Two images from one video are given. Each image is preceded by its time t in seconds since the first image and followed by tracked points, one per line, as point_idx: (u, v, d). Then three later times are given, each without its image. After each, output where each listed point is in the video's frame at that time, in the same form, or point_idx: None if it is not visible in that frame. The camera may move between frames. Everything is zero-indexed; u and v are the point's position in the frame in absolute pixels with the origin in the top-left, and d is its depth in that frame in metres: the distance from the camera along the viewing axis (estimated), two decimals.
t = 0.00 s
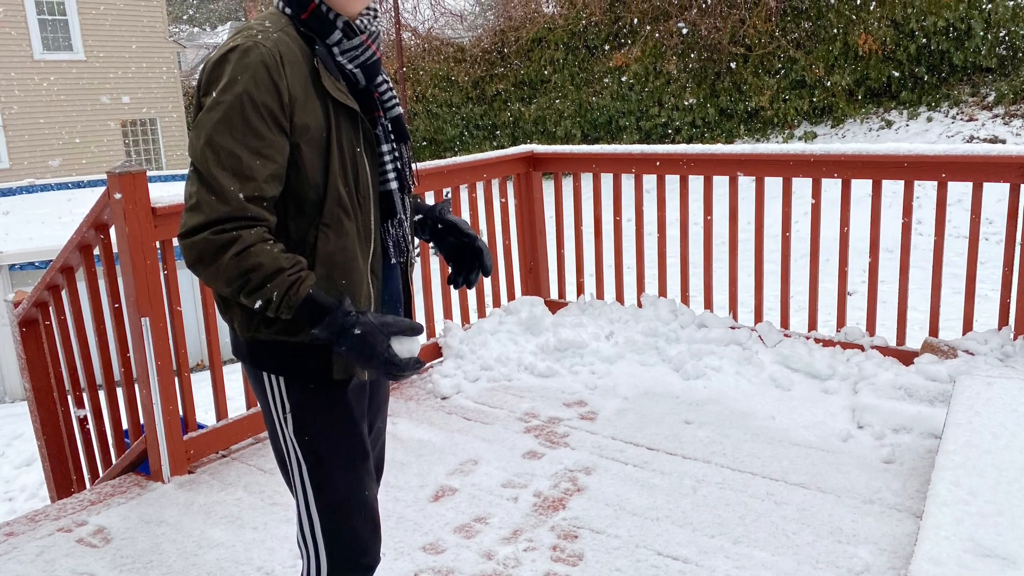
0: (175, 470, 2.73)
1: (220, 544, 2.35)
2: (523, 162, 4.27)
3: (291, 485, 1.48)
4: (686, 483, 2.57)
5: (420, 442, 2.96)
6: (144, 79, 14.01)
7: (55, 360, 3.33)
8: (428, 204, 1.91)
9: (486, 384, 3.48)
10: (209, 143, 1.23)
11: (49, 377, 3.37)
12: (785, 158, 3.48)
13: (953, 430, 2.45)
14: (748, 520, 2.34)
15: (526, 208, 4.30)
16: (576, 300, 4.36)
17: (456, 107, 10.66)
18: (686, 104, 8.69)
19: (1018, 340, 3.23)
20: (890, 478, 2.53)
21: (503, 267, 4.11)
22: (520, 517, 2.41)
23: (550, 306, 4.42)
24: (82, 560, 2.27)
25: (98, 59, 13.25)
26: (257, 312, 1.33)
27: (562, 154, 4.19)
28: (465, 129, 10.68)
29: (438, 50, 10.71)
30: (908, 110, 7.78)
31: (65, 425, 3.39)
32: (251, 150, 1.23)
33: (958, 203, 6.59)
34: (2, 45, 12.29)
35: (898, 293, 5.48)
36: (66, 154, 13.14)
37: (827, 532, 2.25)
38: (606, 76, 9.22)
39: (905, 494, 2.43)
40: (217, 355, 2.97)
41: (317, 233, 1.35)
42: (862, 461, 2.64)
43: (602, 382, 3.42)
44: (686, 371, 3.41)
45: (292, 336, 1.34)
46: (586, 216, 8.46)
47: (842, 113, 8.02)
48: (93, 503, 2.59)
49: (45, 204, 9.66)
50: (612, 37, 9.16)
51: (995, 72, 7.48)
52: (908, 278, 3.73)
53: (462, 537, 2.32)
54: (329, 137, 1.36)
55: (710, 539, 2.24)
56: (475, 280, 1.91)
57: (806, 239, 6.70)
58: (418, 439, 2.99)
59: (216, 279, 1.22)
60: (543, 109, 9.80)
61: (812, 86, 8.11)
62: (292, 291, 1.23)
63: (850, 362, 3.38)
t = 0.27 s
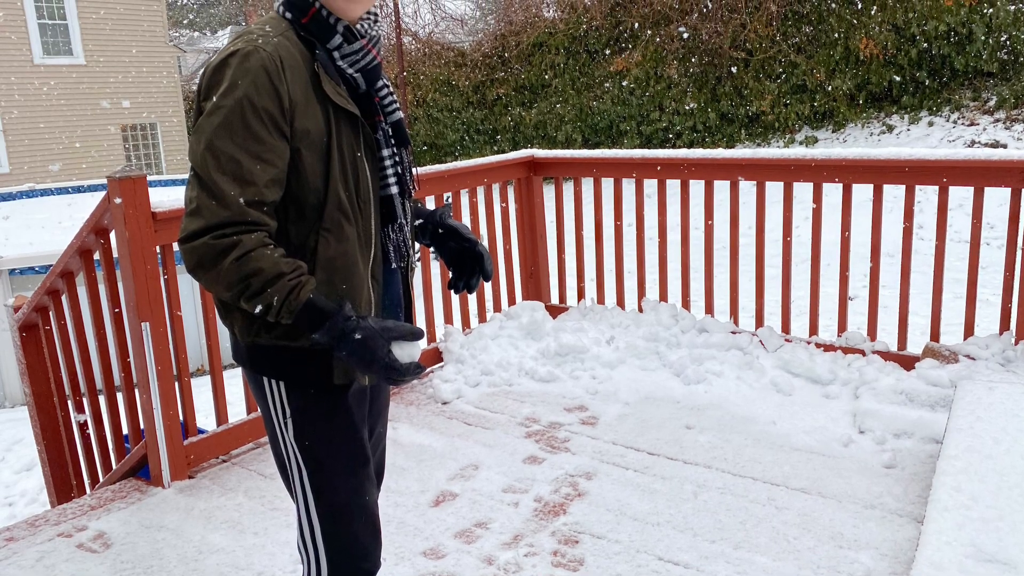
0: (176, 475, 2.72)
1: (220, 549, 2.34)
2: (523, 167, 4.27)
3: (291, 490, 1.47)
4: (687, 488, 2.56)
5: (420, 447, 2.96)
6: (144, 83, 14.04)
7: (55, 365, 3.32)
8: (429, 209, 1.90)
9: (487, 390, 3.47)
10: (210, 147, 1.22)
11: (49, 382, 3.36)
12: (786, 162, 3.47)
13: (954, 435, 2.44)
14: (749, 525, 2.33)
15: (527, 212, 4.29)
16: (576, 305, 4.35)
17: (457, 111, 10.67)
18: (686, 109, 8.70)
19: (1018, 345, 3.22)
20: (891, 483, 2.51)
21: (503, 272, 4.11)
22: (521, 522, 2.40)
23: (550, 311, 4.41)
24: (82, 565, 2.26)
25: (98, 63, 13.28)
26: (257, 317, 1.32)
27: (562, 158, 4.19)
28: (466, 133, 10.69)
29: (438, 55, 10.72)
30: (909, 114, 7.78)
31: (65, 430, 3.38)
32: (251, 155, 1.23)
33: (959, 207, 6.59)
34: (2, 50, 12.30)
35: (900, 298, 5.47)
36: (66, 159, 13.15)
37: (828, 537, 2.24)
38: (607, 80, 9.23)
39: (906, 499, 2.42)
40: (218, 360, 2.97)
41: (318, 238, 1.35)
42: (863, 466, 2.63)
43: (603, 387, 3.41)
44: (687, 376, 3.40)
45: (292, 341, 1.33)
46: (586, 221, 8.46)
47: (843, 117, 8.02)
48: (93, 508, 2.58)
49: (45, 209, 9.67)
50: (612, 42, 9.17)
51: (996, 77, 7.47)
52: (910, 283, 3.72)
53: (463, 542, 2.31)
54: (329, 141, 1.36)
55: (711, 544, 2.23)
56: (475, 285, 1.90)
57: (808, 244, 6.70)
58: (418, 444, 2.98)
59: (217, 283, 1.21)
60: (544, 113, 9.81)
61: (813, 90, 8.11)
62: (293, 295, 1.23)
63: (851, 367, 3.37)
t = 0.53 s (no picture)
0: (176, 480, 2.71)
1: (220, 554, 2.33)
2: (524, 172, 4.27)
3: (292, 496, 1.46)
4: (688, 493, 2.55)
5: (420, 451, 2.95)
6: (144, 88, 14.06)
7: (55, 370, 3.31)
8: (430, 213, 1.90)
9: (487, 394, 3.46)
10: (210, 152, 1.22)
11: (49, 387, 3.35)
12: (787, 167, 3.47)
13: (955, 440, 2.43)
14: (750, 530, 2.31)
15: (527, 217, 4.29)
16: (577, 309, 4.35)
17: (457, 116, 10.69)
18: (687, 113, 8.71)
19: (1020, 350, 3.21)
20: (893, 488, 2.50)
21: (503, 277, 4.10)
22: (521, 527, 2.39)
23: (550, 315, 4.40)
24: (82, 571, 2.25)
25: (98, 67, 13.30)
26: (258, 322, 1.31)
27: (562, 163, 4.19)
28: (467, 138, 10.71)
29: (439, 59, 10.75)
30: (910, 118, 7.79)
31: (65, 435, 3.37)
32: (251, 159, 1.22)
33: (960, 212, 6.59)
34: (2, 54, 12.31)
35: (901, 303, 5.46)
36: (66, 163, 13.17)
37: (829, 542, 2.23)
38: (608, 85, 9.25)
39: (907, 504, 2.40)
40: (218, 364, 2.96)
41: (318, 242, 1.34)
42: (865, 471, 2.62)
43: (604, 392, 3.40)
44: (688, 381, 3.39)
45: (293, 346, 1.33)
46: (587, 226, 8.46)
47: (844, 121, 8.03)
48: (93, 513, 2.57)
49: (45, 214, 9.67)
50: (613, 46, 9.19)
51: (997, 81, 7.47)
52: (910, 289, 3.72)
53: (464, 547, 2.30)
54: (330, 146, 1.35)
55: (712, 549, 2.22)
56: (476, 289, 1.90)
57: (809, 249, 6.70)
58: (418, 449, 2.97)
59: (217, 288, 1.21)
60: (545, 118, 9.82)
61: (814, 95, 8.11)
62: (293, 300, 1.22)
63: (852, 372, 3.36)
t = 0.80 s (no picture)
0: (176, 485, 2.70)
1: (220, 559, 2.32)
2: (524, 176, 4.27)
3: (292, 501, 1.45)
4: (689, 498, 2.54)
5: (421, 456, 2.94)
6: (144, 92, 14.07)
7: (55, 374, 3.30)
8: (431, 218, 1.89)
9: (488, 399, 3.45)
10: (210, 156, 1.21)
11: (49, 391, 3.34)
12: (789, 172, 3.46)
13: (956, 445, 2.42)
14: (751, 535, 2.30)
15: (528, 222, 4.29)
16: (577, 314, 4.35)
17: (458, 120, 10.70)
18: (688, 118, 8.71)
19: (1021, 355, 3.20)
20: (894, 493, 2.49)
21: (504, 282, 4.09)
22: (522, 532, 2.38)
23: (551, 320, 4.39)
24: None
25: (98, 72, 13.32)
26: (258, 327, 1.30)
27: (562, 167, 4.19)
28: (467, 142, 10.71)
29: (439, 63, 10.76)
30: (911, 123, 7.80)
31: (65, 439, 3.36)
32: (251, 164, 1.22)
33: (961, 217, 6.58)
34: (2, 58, 12.33)
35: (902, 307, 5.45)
36: (66, 168, 13.19)
37: (830, 547, 2.22)
38: (608, 89, 9.25)
39: (908, 509, 2.39)
40: (218, 369, 2.95)
41: (318, 247, 1.33)
42: (865, 476, 2.61)
43: (605, 397, 3.39)
44: (689, 387, 3.38)
45: (293, 351, 1.32)
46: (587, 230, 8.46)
47: (845, 126, 8.03)
48: (93, 518, 2.56)
49: (45, 218, 9.67)
50: (614, 50, 9.19)
51: (999, 86, 7.47)
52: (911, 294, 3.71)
53: (465, 552, 2.29)
54: (330, 151, 1.35)
55: (713, 554, 2.21)
56: (477, 294, 1.90)
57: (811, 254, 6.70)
58: (419, 454, 2.96)
59: (217, 293, 1.20)
60: (545, 123, 9.83)
61: (815, 99, 8.11)
62: (294, 305, 1.21)
63: (853, 377, 3.35)
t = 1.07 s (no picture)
0: (176, 490, 2.69)
1: (221, 564, 2.31)
2: (525, 181, 4.26)
3: (293, 505, 1.45)
4: (690, 503, 2.52)
5: (422, 461, 2.93)
6: (144, 97, 14.09)
7: (55, 379, 3.29)
8: (431, 223, 1.89)
9: (488, 404, 3.45)
10: (210, 161, 1.21)
11: (49, 397, 3.34)
12: (789, 176, 3.46)
13: (957, 450, 2.41)
14: (752, 540, 2.29)
15: (528, 226, 4.28)
16: (578, 319, 4.34)
17: (459, 125, 10.71)
18: (689, 123, 8.71)
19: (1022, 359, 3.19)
20: (895, 499, 2.48)
21: (504, 287, 4.08)
22: (523, 537, 2.37)
23: (551, 325, 4.39)
24: None
25: (98, 77, 13.35)
26: (258, 331, 1.29)
27: (562, 172, 4.18)
28: (467, 147, 10.73)
29: (439, 67, 10.78)
30: (912, 128, 7.81)
31: (65, 445, 3.36)
32: (251, 168, 1.21)
33: (963, 221, 6.59)
34: (2, 63, 12.35)
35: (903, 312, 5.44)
36: (66, 173, 13.20)
37: (831, 552, 2.21)
38: (609, 94, 9.25)
39: (910, 514, 2.38)
40: (219, 373, 2.94)
41: (319, 251, 1.33)
42: (866, 481, 2.60)
43: (606, 401, 3.38)
44: (689, 392, 3.37)
45: (294, 355, 1.31)
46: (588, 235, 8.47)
47: (846, 131, 8.03)
48: (93, 524, 2.55)
49: (45, 223, 9.68)
50: (615, 55, 9.19)
51: (1000, 90, 7.48)
52: (912, 300, 3.70)
53: (465, 557, 2.28)
54: (331, 156, 1.35)
55: (714, 559, 2.20)
56: (477, 299, 1.89)
57: (811, 258, 6.70)
58: (419, 459, 2.95)
59: (217, 297, 1.19)
60: (546, 127, 9.83)
61: (816, 104, 8.11)
62: (294, 310, 1.21)
63: (855, 382, 3.34)
